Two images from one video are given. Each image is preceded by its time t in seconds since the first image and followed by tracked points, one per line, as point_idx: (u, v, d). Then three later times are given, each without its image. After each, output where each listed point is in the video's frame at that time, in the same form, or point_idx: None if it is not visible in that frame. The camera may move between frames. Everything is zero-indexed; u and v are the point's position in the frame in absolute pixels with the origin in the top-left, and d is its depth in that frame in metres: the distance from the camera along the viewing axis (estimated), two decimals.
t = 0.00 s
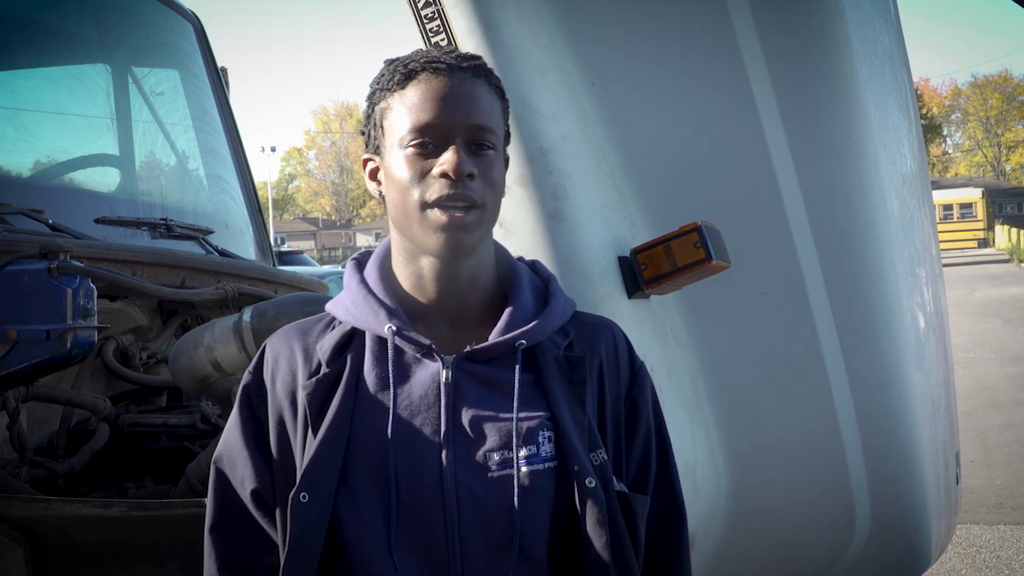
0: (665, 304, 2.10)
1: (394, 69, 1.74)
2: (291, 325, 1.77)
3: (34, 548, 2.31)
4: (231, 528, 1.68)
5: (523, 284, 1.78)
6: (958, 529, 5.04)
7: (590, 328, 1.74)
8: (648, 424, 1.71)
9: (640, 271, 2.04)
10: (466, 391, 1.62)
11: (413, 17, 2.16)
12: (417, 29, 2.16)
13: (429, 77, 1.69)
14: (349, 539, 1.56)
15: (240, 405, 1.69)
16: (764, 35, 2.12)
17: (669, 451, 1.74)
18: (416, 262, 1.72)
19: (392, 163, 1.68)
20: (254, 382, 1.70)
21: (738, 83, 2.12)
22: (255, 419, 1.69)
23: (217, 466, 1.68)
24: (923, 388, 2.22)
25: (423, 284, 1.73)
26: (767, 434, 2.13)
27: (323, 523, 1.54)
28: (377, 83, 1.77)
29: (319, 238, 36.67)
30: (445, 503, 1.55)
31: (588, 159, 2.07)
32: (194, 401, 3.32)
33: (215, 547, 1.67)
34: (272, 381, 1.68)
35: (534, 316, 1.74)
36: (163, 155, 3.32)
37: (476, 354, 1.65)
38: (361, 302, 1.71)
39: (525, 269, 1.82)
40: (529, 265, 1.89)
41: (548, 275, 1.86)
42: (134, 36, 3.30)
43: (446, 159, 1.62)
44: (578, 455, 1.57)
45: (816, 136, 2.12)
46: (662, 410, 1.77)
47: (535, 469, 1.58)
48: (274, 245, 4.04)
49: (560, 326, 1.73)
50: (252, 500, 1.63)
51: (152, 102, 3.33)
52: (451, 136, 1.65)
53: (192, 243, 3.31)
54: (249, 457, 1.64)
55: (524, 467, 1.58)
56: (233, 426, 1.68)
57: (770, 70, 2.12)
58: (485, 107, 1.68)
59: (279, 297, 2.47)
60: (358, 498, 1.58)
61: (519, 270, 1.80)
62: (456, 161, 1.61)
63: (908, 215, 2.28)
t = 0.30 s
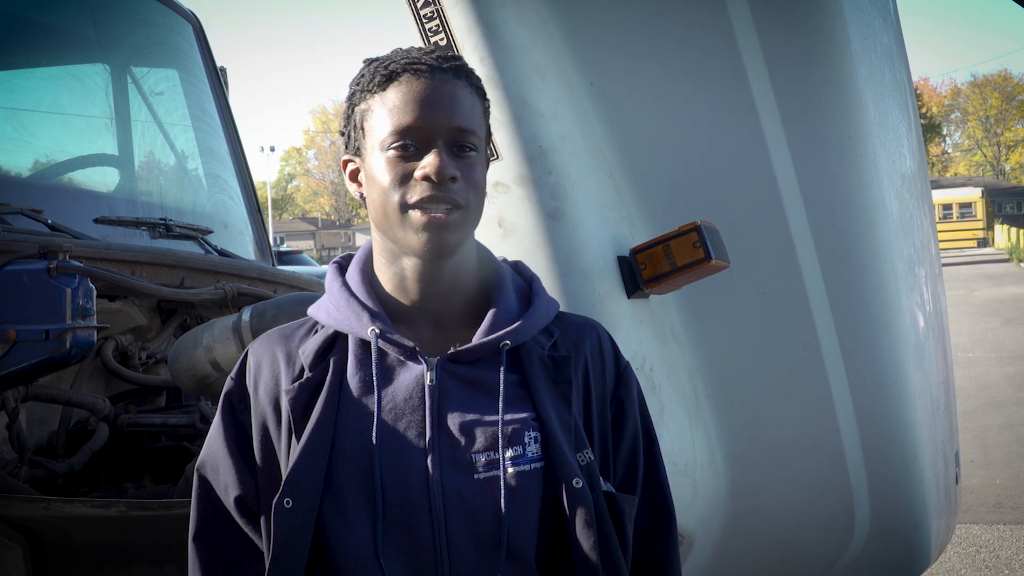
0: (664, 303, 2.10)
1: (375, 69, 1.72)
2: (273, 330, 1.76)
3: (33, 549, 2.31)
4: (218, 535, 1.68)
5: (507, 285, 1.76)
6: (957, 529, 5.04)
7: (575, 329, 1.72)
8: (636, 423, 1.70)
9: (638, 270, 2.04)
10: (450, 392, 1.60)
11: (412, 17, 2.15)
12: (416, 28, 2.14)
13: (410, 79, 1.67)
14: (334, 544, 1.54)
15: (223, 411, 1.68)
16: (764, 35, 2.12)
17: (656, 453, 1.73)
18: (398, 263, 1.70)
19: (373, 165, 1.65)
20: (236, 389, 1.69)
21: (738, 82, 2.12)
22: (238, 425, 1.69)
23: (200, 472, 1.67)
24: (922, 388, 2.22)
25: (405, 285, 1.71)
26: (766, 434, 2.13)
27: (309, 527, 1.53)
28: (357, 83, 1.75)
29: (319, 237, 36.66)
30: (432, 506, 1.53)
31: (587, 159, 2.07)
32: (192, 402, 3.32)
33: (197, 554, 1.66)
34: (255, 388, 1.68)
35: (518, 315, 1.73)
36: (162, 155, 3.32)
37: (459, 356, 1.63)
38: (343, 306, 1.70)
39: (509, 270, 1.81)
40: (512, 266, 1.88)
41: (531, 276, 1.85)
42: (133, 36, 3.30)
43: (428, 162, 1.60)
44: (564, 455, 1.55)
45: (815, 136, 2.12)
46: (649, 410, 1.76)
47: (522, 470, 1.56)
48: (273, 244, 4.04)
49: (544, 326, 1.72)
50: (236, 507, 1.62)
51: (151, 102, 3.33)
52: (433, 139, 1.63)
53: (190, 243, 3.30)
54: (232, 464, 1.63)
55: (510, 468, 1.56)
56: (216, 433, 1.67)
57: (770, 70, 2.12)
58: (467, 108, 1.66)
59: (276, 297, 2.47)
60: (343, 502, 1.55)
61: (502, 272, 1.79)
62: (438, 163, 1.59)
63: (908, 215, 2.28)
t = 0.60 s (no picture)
0: (664, 303, 2.10)
1: (358, 74, 1.73)
2: (256, 339, 1.77)
3: (34, 549, 2.31)
4: (202, 543, 1.68)
5: (491, 290, 1.78)
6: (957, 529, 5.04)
7: (560, 335, 1.73)
8: (622, 427, 1.71)
9: (638, 270, 2.04)
10: (435, 396, 1.61)
11: (412, 18, 2.15)
12: (415, 28, 2.15)
13: (394, 85, 1.68)
14: (320, 548, 1.54)
15: (206, 420, 1.70)
16: (764, 36, 2.12)
17: (643, 457, 1.74)
18: (383, 268, 1.71)
19: (357, 170, 1.67)
20: (220, 398, 1.71)
21: (738, 82, 2.12)
22: (222, 434, 1.70)
23: (184, 481, 1.68)
24: (922, 388, 2.22)
25: (390, 291, 1.73)
26: (767, 434, 2.12)
27: (295, 532, 1.53)
28: (341, 89, 1.76)
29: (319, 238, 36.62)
30: (419, 510, 1.53)
31: (587, 159, 2.07)
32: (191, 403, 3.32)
33: (183, 563, 1.66)
34: (239, 396, 1.68)
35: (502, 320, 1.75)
36: (162, 155, 3.32)
37: (444, 360, 1.65)
38: (327, 311, 1.71)
39: (493, 275, 1.83)
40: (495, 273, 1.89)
41: (515, 282, 1.87)
42: (133, 36, 3.30)
43: (413, 168, 1.61)
44: (549, 458, 1.56)
45: (815, 136, 2.12)
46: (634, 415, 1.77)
47: (508, 473, 1.56)
48: (272, 244, 4.04)
49: (528, 330, 1.72)
50: (220, 515, 1.63)
51: (151, 102, 3.33)
52: (418, 144, 1.64)
53: (190, 243, 3.30)
54: (217, 472, 1.64)
55: (496, 471, 1.56)
56: (200, 442, 1.68)
57: (769, 71, 2.12)
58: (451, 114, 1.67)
59: (276, 297, 2.47)
60: (329, 507, 1.56)
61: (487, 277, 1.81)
62: (423, 169, 1.60)
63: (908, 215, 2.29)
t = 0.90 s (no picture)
0: (664, 303, 2.11)
1: (342, 71, 1.72)
2: (240, 338, 1.76)
3: (34, 549, 2.31)
4: (186, 544, 1.66)
5: (477, 291, 1.79)
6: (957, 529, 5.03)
7: (546, 335, 1.74)
8: (608, 428, 1.71)
9: (639, 270, 2.04)
10: (422, 397, 1.61)
11: (412, 17, 2.15)
12: (416, 28, 2.15)
13: (378, 81, 1.67)
14: (306, 550, 1.53)
15: (189, 420, 1.68)
16: (764, 36, 2.12)
17: (630, 457, 1.75)
18: (368, 267, 1.71)
19: (342, 168, 1.66)
20: (203, 398, 1.70)
21: (738, 82, 2.12)
22: (206, 434, 1.69)
23: (167, 481, 1.67)
24: (923, 387, 2.21)
25: (375, 289, 1.73)
26: (767, 433, 2.12)
27: (282, 534, 1.52)
28: (325, 86, 1.75)
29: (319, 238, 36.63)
30: (406, 511, 1.53)
31: (588, 159, 2.08)
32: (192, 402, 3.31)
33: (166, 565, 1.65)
34: (222, 396, 1.68)
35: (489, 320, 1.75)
36: (162, 155, 3.32)
37: (430, 359, 1.64)
38: (312, 311, 1.70)
39: (478, 276, 1.84)
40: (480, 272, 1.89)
41: (500, 282, 1.87)
42: (134, 36, 3.30)
43: (397, 165, 1.60)
44: (537, 457, 1.56)
45: (815, 136, 2.12)
46: (620, 414, 1.77)
47: (495, 472, 1.57)
48: (273, 244, 4.04)
49: (515, 330, 1.73)
50: (206, 517, 1.62)
51: (151, 102, 3.33)
52: (402, 141, 1.63)
53: (191, 243, 3.30)
54: (201, 473, 1.64)
55: (482, 471, 1.57)
56: (183, 442, 1.67)
57: (769, 70, 2.12)
58: (436, 110, 1.67)
59: (276, 297, 2.47)
60: (316, 509, 1.55)
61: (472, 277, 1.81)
62: (407, 166, 1.60)
63: (908, 214, 2.29)
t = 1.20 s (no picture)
0: (665, 303, 2.10)
1: (316, 69, 1.71)
2: (220, 337, 1.71)
3: (34, 548, 2.31)
4: (166, 547, 1.63)
5: (459, 290, 1.75)
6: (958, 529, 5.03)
7: (528, 335, 1.71)
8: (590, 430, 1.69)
9: (639, 270, 2.04)
10: (404, 400, 1.58)
11: (412, 17, 2.15)
12: (416, 28, 2.15)
13: (352, 76, 1.67)
14: (290, 555, 1.51)
15: (169, 419, 1.64)
16: (764, 36, 2.12)
17: (611, 457, 1.73)
18: (349, 266, 1.68)
19: (319, 165, 1.65)
20: (183, 397, 1.65)
21: (738, 81, 2.12)
22: (186, 434, 1.65)
23: (146, 481, 1.63)
24: (923, 387, 2.21)
25: (356, 289, 1.69)
26: (769, 433, 2.13)
27: (265, 540, 1.50)
28: (300, 86, 1.74)
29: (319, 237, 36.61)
30: (388, 516, 1.51)
31: (588, 159, 2.07)
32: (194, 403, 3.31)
33: (144, 566, 1.62)
34: (202, 396, 1.64)
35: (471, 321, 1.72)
36: (163, 155, 3.32)
37: (413, 361, 1.61)
38: (293, 310, 1.66)
39: (460, 273, 1.81)
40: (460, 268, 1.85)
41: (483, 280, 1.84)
42: (134, 36, 3.30)
43: (374, 157, 1.59)
44: (518, 461, 1.55)
45: (815, 136, 2.12)
46: (602, 415, 1.75)
47: (478, 477, 1.55)
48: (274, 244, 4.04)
49: (497, 330, 1.70)
50: (186, 518, 1.59)
51: (152, 102, 3.34)
52: (378, 135, 1.62)
53: (192, 243, 3.31)
54: (182, 474, 1.61)
55: (464, 476, 1.55)
56: (163, 442, 1.64)
57: (770, 70, 2.12)
58: (412, 103, 1.66)
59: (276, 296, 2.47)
60: (298, 513, 1.53)
61: (455, 274, 1.78)
62: (384, 158, 1.58)
63: (908, 214, 2.28)
